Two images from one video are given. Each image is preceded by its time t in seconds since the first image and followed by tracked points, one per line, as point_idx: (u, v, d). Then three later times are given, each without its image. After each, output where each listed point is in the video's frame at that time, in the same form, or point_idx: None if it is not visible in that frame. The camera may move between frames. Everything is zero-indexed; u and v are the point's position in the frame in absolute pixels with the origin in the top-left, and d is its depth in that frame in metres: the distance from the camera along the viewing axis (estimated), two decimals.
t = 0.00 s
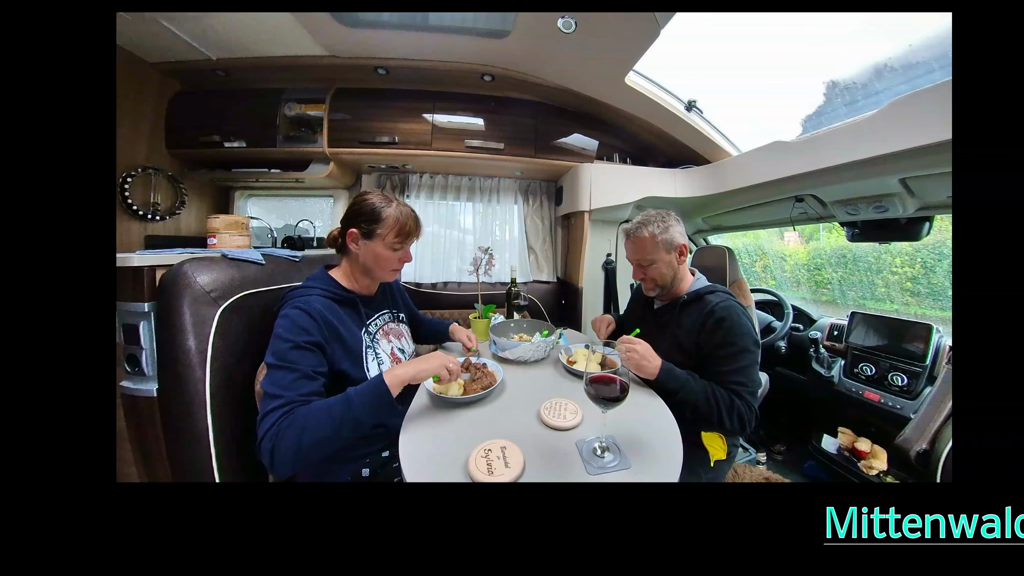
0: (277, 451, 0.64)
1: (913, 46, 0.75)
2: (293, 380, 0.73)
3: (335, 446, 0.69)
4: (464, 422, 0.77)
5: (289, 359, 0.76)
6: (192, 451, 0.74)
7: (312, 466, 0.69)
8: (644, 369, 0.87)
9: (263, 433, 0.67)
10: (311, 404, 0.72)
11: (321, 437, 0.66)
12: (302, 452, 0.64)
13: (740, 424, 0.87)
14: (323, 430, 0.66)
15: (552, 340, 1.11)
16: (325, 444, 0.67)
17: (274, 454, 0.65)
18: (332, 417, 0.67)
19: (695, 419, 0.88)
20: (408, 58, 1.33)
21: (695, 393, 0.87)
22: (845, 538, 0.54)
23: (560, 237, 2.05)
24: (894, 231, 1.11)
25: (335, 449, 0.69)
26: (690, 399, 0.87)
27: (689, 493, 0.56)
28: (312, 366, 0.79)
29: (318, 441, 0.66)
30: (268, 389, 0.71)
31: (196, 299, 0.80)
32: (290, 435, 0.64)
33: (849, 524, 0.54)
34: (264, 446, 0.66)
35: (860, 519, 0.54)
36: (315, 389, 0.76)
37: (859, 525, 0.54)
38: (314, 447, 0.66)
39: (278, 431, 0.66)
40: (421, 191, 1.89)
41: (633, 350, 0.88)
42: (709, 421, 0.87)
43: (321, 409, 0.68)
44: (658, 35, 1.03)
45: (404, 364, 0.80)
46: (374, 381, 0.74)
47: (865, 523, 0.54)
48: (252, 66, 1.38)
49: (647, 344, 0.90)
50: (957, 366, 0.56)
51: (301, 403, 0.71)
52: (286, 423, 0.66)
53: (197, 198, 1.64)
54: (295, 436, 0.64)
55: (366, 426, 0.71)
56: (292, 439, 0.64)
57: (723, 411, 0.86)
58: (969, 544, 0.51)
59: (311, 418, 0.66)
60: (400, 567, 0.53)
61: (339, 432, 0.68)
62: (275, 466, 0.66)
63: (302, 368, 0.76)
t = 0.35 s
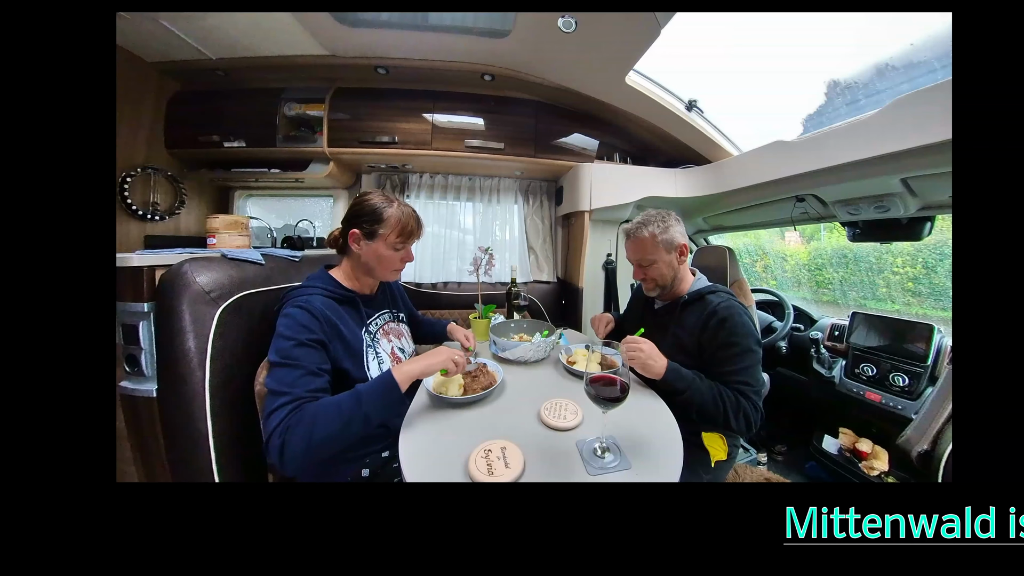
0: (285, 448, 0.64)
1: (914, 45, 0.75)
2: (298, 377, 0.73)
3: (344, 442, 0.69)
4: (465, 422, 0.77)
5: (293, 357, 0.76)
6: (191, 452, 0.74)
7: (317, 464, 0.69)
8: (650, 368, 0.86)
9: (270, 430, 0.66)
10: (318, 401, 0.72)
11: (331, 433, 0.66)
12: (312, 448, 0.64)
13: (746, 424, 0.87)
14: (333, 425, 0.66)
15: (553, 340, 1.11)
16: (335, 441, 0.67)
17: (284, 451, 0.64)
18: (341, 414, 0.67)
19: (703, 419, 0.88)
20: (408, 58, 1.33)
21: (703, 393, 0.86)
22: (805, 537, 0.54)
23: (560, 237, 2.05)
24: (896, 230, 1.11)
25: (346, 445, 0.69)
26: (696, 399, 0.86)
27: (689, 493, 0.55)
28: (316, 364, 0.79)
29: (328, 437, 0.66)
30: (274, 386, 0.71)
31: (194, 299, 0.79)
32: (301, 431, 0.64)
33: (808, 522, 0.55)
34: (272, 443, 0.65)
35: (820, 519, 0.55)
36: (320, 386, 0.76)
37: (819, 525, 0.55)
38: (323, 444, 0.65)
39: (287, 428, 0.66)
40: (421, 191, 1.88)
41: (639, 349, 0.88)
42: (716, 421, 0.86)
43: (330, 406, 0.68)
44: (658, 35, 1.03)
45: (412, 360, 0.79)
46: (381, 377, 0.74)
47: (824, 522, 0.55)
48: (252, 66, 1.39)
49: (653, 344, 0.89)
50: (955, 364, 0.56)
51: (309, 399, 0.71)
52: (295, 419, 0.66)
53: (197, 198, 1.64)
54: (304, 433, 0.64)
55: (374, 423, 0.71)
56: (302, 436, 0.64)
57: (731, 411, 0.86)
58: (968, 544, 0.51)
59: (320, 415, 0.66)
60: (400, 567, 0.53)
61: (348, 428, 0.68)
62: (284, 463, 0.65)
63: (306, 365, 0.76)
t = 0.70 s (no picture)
0: (292, 446, 0.64)
1: (915, 44, 0.74)
2: (302, 376, 0.73)
3: (349, 442, 0.68)
4: (466, 422, 0.76)
5: (296, 356, 0.75)
6: (191, 452, 0.74)
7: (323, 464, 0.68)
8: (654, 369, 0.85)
9: (275, 429, 0.66)
10: (323, 401, 0.72)
11: (338, 432, 0.66)
12: (319, 447, 0.64)
13: (748, 425, 0.87)
14: (339, 424, 0.66)
15: (553, 340, 1.11)
16: (342, 439, 0.67)
17: (290, 450, 0.64)
18: (348, 413, 0.67)
19: (706, 421, 0.87)
20: (408, 57, 1.33)
21: (707, 395, 0.86)
22: (765, 537, 0.54)
23: (560, 237, 2.05)
24: (897, 230, 1.11)
25: (353, 444, 0.69)
26: (700, 401, 0.86)
27: (691, 493, 0.55)
28: (320, 363, 0.79)
29: (334, 436, 0.65)
30: (277, 385, 0.71)
31: (194, 299, 0.79)
32: (308, 430, 0.64)
33: (768, 522, 0.55)
34: (277, 441, 0.65)
35: (781, 519, 0.55)
36: (324, 385, 0.76)
37: (778, 525, 0.55)
38: (329, 443, 0.65)
39: (293, 426, 0.65)
40: (421, 191, 1.88)
41: (644, 348, 0.87)
42: (720, 423, 0.86)
43: (337, 405, 0.68)
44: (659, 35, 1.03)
45: (417, 362, 0.79)
46: (387, 377, 0.74)
47: (784, 522, 0.55)
48: (252, 65, 1.39)
49: (657, 343, 0.88)
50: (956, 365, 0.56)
51: (314, 398, 0.71)
52: (302, 418, 0.66)
53: (196, 198, 1.64)
54: (311, 431, 0.64)
55: (379, 424, 0.70)
56: (309, 434, 0.63)
57: (733, 412, 0.85)
58: (970, 545, 0.51)
59: (327, 414, 0.66)
60: (401, 567, 0.53)
61: (354, 428, 0.67)
62: (289, 463, 0.65)
63: (310, 365, 0.75)
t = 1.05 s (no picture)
0: (288, 449, 0.64)
1: (916, 44, 0.74)
2: (299, 379, 0.73)
3: (345, 445, 0.68)
4: (466, 422, 0.76)
5: (294, 358, 0.75)
6: (191, 452, 0.74)
7: (320, 466, 0.69)
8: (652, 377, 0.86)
9: (270, 432, 0.66)
10: (319, 403, 0.71)
11: (333, 436, 0.65)
12: (314, 451, 0.64)
13: (748, 426, 0.86)
14: (334, 428, 0.65)
15: (554, 340, 1.11)
16: (337, 443, 0.67)
17: (285, 453, 0.64)
18: (344, 416, 0.66)
19: (705, 423, 0.87)
20: (407, 57, 1.33)
21: (706, 398, 0.85)
22: (724, 537, 0.55)
23: (560, 237, 2.04)
24: (898, 229, 1.10)
25: (349, 447, 0.69)
26: (700, 402, 0.85)
27: (692, 493, 0.55)
28: (317, 365, 0.78)
29: (330, 440, 0.65)
30: (275, 388, 0.71)
31: (193, 299, 0.79)
32: (302, 433, 0.64)
33: (727, 521, 0.55)
34: (273, 444, 0.65)
35: (740, 519, 0.56)
36: (321, 387, 0.76)
37: (737, 525, 0.55)
38: (325, 447, 0.65)
39: (289, 429, 0.65)
40: (421, 191, 1.88)
41: (642, 358, 0.86)
42: (721, 425, 0.86)
43: (333, 408, 0.67)
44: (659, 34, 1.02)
45: (414, 364, 0.79)
46: (382, 381, 0.73)
47: (743, 521, 0.56)
48: (252, 65, 1.38)
49: (655, 351, 0.87)
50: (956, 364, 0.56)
51: (310, 402, 0.71)
52: (296, 422, 0.66)
53: (196, 198, 1.63)
54: (306, 434, 0.64)
55: (375, 426, 0.70)
56: (304, 438, 0.63)
57: (733, 414, 0.85)
58: (973, 546, 0.51)
59: (322, 418, 0.66)
60: (402, 568, 0.53)
61: (350, 432, 0.67)
62: (285, 465, 0.66)
63: (307, 367, 0.75)
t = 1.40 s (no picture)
0: (280, 450, 0.64)
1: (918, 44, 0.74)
2: (296, 379, 0.72)
3: (339, 446, 0.68)
4: (465, 423, 0.76)
5: (292, 358, 0.75)
6: (190, 452, 0.74)
7: (315, 466, 0.69)
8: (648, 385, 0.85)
9: (265, 432, 0.66)
10: (313, 404, 0.71)
11: (326, 437, 0.65)
12: (306, 452, 0.64)
13: (748, 428, 0.86)
14: (328, 429, 0.65)
15: (554, 340, 1.10)
16: (328, 445, 0.66)
17: (278, 453, 0.65)
18: (338, 417, 0.66)
19: (705, 424, 0.86)
20: (407, 57, 1.32)
21: (706, 399, 0.85)
22: (684, 537, 0.55)
23: (560, 237, 2.04)
24: (899, 229, 1.10)
25: (343, 448, 0.68)
26: (699, 403, 0.85)
27: (693, 493, 0.55)
28: (315, 365, 0.78)
29: (323, 441, 0.65)
30: (272, 388, 0.71)
31: (193, 299, 0.79)
32: (295, 434, 0.64)
33: (687, 522, 0.55)
34: (266, 444, 0.65)
35: (700, 519, 0.55)
36: (317, 388, 0.75)
37: (697, 526, 0.55)
38: (318, 447, 0.65)
39: (282, 430, 0.65)
40: (421, 191, 1.87)
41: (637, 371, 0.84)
42: (721, 426, 0.85)
43: (326, 409, 0.67)
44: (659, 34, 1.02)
45: (411, 364, 0.78)
46: (377, 381, 0.73)
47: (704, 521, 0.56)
48: (252, 65, 1.38)
49: (649, 364, 0.85)
50: (957, 364, 0.56)
51: (305, 402, 0.70)
52: (290, 422, 0.66)
53: (195, 198, 1.63)
54: (298, 435, 0.64)
55: (369, 426, 0.69)
56: (297, 439, 0.63)
57: (733, 415, 0.85)
58: (974, 546, 0.51)
59: (315, 418, 0.65)
60: (403, 568, 0.52)
61: (343, 433, 0.66)
62: (277, 465, 0.66)
63: (304, 367, 0.75)
